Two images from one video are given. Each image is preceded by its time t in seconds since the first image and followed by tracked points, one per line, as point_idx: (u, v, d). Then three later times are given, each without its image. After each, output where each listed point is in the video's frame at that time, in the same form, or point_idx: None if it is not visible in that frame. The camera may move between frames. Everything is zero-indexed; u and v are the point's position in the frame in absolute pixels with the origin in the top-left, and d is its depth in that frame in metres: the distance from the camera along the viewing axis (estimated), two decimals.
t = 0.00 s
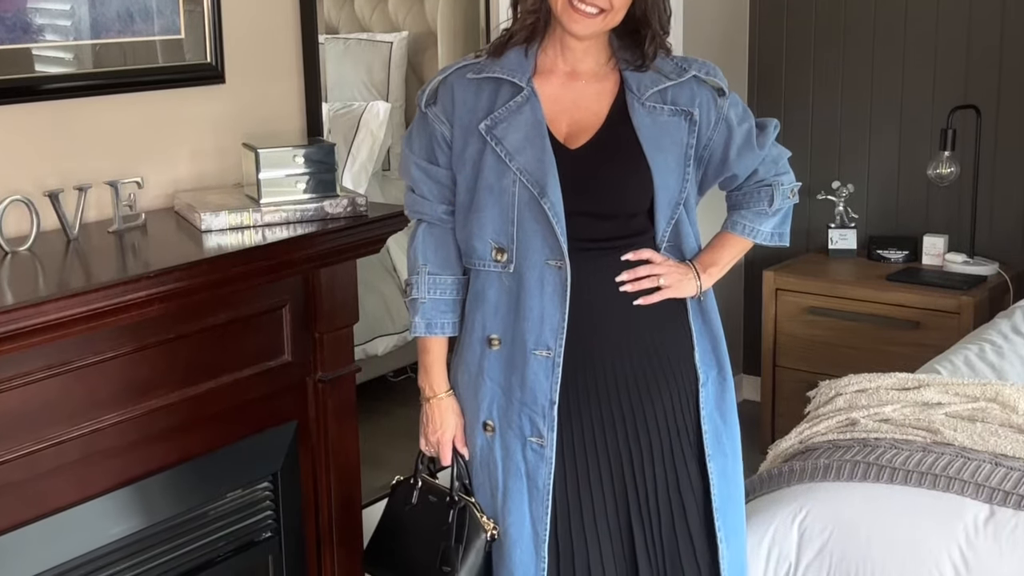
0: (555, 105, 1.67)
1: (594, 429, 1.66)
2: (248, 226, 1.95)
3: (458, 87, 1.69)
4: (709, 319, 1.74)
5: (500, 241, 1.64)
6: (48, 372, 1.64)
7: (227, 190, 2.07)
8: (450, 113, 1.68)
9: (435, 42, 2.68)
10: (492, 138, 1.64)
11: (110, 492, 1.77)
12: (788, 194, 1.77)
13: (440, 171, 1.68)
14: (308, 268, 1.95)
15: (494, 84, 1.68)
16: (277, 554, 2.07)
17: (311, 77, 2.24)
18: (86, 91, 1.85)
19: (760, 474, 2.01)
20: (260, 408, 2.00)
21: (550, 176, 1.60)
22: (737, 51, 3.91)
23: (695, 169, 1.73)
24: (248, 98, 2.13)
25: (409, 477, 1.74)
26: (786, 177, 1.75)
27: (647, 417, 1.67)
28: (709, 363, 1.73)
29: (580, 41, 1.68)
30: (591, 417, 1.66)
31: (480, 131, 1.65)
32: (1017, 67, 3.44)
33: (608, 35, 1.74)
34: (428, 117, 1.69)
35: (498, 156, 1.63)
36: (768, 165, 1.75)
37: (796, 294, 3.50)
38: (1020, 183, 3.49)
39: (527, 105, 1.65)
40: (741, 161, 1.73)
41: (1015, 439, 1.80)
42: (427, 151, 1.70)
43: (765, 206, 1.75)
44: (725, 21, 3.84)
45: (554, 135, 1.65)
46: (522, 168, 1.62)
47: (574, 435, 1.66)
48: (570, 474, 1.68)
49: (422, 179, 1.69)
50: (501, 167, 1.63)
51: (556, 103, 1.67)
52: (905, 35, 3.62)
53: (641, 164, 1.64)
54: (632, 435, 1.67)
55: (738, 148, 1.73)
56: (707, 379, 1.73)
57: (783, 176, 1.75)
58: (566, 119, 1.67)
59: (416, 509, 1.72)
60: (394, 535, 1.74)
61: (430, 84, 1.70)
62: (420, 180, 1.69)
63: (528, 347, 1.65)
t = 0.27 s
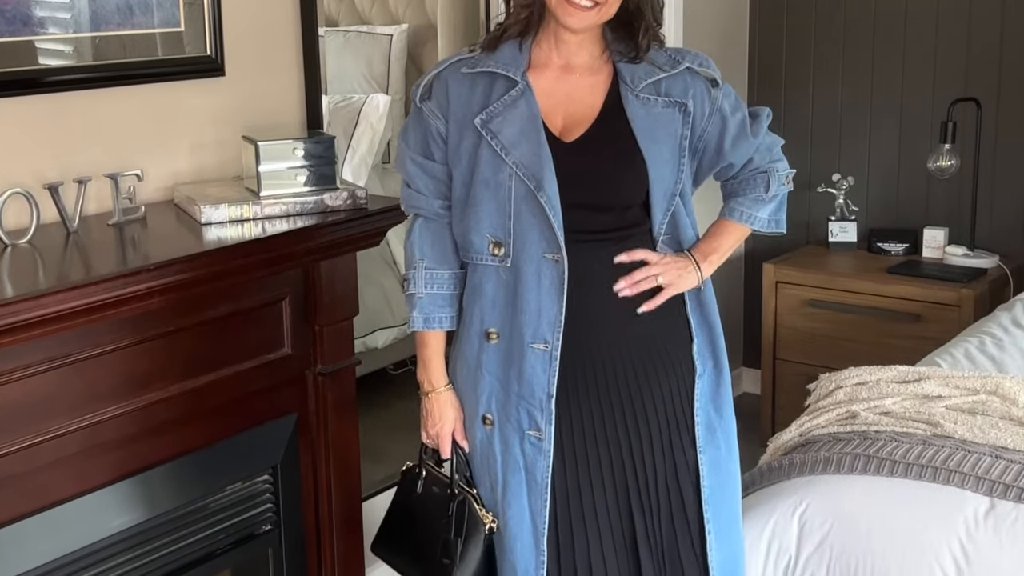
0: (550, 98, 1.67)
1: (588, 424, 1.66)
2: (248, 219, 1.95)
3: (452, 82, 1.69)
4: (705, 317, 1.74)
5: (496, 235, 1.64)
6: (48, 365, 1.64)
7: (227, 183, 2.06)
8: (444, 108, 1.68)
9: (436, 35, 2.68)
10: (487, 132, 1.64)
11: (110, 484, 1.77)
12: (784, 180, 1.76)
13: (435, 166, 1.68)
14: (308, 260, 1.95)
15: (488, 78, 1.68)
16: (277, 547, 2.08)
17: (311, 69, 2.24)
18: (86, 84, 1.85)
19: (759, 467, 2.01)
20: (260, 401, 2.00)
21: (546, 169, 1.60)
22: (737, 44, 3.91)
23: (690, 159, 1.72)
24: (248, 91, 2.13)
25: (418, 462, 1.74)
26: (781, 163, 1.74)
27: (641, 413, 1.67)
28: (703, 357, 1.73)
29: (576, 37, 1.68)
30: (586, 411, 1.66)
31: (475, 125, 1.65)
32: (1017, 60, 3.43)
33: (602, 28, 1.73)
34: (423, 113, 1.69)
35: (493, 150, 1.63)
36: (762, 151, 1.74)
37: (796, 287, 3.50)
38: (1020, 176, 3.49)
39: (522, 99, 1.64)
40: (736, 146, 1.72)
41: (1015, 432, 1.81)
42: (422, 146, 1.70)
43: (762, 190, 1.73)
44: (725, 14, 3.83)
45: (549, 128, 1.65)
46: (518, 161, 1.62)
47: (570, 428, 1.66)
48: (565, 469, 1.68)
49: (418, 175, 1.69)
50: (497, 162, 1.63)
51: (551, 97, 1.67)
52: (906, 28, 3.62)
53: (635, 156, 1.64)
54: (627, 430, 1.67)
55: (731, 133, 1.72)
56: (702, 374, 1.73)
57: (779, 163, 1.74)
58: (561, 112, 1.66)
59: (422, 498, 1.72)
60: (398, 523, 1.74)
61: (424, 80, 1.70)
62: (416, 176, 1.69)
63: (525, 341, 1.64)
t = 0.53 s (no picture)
0: (548, 89, 1.66)
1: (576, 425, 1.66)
2: (247, 211, 1.94)
3: (451, 70, 1.68)
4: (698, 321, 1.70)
5: (492, 226, 1.64)
6: (48, 358, 1.64)
7: (227, 176, 2.06)
8: (442, 96, 1.68)
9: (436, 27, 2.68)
10: (484, 123, 1.63)
11: (110, 477, 1.77)
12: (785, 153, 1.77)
13: (432, 154, 1.67)
14: (308, 253, 1.95)
15: (486, 68, 1.68)
16: (277, 540, 2.08)
17: (311, 61, 2.23)
18: (86, 76, 1.84)
19: (759, 460, 2.01)
20: (260, 394, 2.00)
21: (541, 162, 1.60)
22: (737, 37, 3.90)
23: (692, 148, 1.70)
24: (248, 84, 2.12)
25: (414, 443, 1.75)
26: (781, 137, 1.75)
27: (627, 417, 1.66)
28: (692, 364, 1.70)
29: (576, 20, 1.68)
30: (573, 410, 1.66)
31: (472, 115, 1.65)
32: (1018, 52, 3.43)
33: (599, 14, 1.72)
34: (420, 99, 1.69)
35: (489, 140, 1.63)
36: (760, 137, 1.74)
37: (796, 279, 3.50)
38: (1021, 168, 3.48)
39: (520, 90, 1.64)
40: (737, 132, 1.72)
41: (1015, 425, 1.81)
42: (419, 133, 1.69)
43: (771, 159, 1.73)
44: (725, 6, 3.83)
45: (547, 120, 1.64)
46: (514, 153, 1.61)
47: (558, 430, 1.67)
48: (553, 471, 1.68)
49: (414, 161, 1.68)
50: (493, 152, 1.63)
51: (550, 88, 1.67)
52: (907, 20, 3.61)
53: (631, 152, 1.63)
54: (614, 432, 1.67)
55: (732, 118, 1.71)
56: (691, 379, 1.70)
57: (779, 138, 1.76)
58: (558, 104, 1.66)
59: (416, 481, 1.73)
60: (394, 506, 1.75)
61: (422, 66, 1.69)
62: (411, 161, 1.68)
63: (517, 332, 1.64)
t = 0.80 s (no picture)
0: (551, 79, 1.64)
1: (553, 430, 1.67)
2: (247, 204, 1.94)
3: (457, 55, 1.68)
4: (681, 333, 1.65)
5: (485, 215, 1.63)
6: (48, 351, 1.64)
7: (227, 169, 2.06)
8: (447, 81, 1.67)
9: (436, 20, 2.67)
10: (485, 112, 1.62)
11: (110, 470, 1.77)
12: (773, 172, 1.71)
13: (436, 138, 1.68)
14: (308, 246, 1.95)
15: (491, 55, 1.66)
16: (277, 532, 2.08)
17: (311, 54, 2.23)
18: (85, 69, 1.84)
19: (759, 453, 2.01)
20: (260, 387, 2.00)
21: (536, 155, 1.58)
22: (737, 29, 3.90)
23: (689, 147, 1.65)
24: (248, 77, 2.12)
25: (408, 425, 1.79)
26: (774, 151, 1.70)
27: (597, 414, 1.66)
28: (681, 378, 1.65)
29: (582, 8, 1.66)
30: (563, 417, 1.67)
31: (474, 103, 1.63)
32: (1018, 44, 3.42)
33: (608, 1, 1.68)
34: (427, 83, 1.69)
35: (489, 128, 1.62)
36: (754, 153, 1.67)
37: (796, 272, 3.50)
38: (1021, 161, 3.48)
39: (522, 79, 1.62)
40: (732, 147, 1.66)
41: (1015, 418, 1.81)
42: (425, 117, 1.70)
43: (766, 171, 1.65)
44: None
45: (548, 112, 1.62)
46: (512, 145, 1.60)
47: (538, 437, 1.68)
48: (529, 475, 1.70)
49: (419, 144, 1.69)
50: (492, 142, 1.62)
51: (552, 77, 1.64)
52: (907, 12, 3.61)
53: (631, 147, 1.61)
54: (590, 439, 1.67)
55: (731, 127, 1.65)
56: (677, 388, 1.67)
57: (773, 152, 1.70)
58: (562, 94, 1.63)
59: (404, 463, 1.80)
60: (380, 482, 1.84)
61: (430, 49, 1.70)
62: (416, 143, 1.69)
63: (502, 323, 1.64)
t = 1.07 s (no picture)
0: (534, 75, 1.56)
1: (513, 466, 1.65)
2: (247, 196, 1.94)
3: (449, 47, 1.65)
4: (647, 367, 1.55)
5: (462, 208, 1.59)
6: (49, 344, 1.64)
7: (227, 161, 2.05)
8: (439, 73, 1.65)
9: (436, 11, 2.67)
10: (464, 102, 1.57)
11: (110, 463, 1.77)
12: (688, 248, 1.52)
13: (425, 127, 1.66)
14: (308, 238, 1.95)
15: (479, 47, 1.61)
16: (276, 525, 2.08)
17: (311, 46, 2.22)
18: (85, 62, 1.84)
19: (759, 445, 2.01)
20: (260, 380, 2.00)
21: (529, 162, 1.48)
22: (738, 21, 3.89)
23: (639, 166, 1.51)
24: (248, 69, 2.12)
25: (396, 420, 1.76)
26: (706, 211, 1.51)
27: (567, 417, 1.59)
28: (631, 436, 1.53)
29: (570, 6, 1.54)
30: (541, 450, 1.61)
31: (455, 95, 1.59)
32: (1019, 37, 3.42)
33: None
34: (423, 74, 1.67)
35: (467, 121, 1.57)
36: (709, 198, 1.51)
37: (796, 265, 3.50)
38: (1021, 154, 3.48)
39: (503, 72, 1.56)
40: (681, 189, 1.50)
41: (1016, 411, 1.80)
42: (421, 107, 1.69)
43: (671, 228, 1.49)
44: None
45: (526, 103, 1.55)
46: (487, 138, 1.55)
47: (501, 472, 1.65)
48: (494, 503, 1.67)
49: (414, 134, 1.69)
50: (468, 136, 1.57)
51: (535, 73, 1.56)
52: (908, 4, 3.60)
53: (585, 170, 1.49)
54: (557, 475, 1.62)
55: (700, 159, 1.49)
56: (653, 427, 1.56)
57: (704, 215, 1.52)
58: (541, 86, 1.56)
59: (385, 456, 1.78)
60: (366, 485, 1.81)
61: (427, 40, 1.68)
62: (414, 134, 1.69)
63: (472, 316, 1.59)
